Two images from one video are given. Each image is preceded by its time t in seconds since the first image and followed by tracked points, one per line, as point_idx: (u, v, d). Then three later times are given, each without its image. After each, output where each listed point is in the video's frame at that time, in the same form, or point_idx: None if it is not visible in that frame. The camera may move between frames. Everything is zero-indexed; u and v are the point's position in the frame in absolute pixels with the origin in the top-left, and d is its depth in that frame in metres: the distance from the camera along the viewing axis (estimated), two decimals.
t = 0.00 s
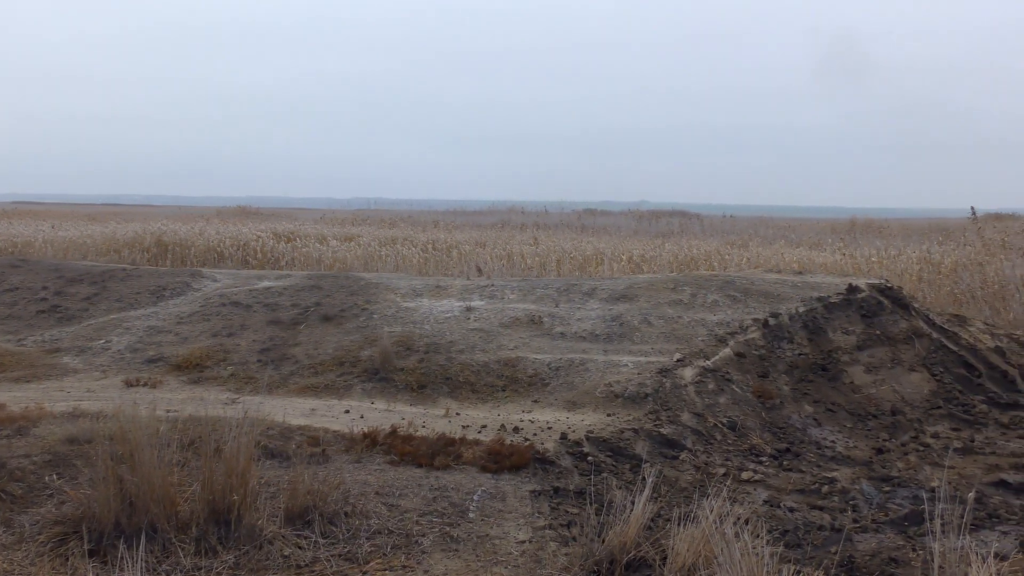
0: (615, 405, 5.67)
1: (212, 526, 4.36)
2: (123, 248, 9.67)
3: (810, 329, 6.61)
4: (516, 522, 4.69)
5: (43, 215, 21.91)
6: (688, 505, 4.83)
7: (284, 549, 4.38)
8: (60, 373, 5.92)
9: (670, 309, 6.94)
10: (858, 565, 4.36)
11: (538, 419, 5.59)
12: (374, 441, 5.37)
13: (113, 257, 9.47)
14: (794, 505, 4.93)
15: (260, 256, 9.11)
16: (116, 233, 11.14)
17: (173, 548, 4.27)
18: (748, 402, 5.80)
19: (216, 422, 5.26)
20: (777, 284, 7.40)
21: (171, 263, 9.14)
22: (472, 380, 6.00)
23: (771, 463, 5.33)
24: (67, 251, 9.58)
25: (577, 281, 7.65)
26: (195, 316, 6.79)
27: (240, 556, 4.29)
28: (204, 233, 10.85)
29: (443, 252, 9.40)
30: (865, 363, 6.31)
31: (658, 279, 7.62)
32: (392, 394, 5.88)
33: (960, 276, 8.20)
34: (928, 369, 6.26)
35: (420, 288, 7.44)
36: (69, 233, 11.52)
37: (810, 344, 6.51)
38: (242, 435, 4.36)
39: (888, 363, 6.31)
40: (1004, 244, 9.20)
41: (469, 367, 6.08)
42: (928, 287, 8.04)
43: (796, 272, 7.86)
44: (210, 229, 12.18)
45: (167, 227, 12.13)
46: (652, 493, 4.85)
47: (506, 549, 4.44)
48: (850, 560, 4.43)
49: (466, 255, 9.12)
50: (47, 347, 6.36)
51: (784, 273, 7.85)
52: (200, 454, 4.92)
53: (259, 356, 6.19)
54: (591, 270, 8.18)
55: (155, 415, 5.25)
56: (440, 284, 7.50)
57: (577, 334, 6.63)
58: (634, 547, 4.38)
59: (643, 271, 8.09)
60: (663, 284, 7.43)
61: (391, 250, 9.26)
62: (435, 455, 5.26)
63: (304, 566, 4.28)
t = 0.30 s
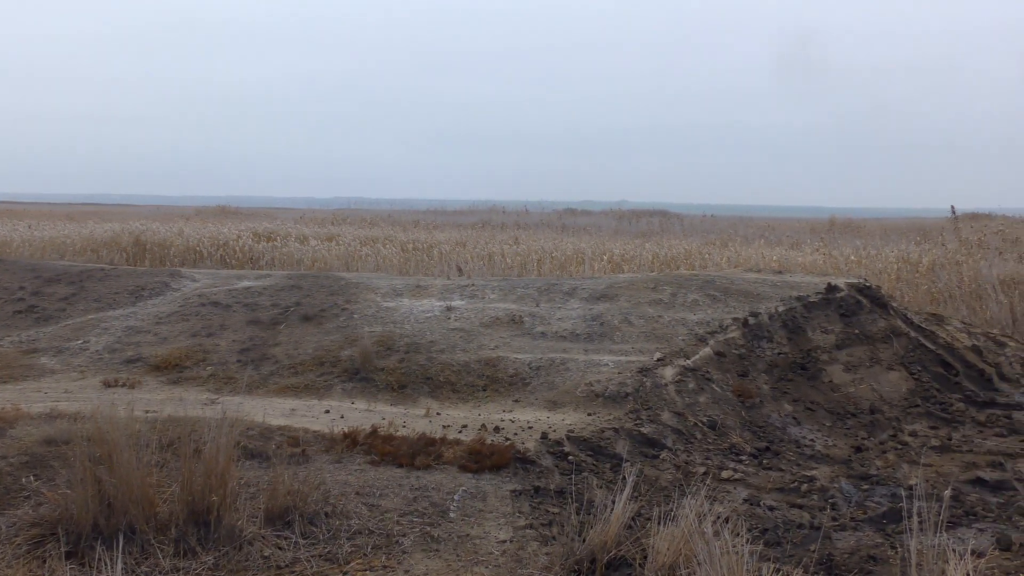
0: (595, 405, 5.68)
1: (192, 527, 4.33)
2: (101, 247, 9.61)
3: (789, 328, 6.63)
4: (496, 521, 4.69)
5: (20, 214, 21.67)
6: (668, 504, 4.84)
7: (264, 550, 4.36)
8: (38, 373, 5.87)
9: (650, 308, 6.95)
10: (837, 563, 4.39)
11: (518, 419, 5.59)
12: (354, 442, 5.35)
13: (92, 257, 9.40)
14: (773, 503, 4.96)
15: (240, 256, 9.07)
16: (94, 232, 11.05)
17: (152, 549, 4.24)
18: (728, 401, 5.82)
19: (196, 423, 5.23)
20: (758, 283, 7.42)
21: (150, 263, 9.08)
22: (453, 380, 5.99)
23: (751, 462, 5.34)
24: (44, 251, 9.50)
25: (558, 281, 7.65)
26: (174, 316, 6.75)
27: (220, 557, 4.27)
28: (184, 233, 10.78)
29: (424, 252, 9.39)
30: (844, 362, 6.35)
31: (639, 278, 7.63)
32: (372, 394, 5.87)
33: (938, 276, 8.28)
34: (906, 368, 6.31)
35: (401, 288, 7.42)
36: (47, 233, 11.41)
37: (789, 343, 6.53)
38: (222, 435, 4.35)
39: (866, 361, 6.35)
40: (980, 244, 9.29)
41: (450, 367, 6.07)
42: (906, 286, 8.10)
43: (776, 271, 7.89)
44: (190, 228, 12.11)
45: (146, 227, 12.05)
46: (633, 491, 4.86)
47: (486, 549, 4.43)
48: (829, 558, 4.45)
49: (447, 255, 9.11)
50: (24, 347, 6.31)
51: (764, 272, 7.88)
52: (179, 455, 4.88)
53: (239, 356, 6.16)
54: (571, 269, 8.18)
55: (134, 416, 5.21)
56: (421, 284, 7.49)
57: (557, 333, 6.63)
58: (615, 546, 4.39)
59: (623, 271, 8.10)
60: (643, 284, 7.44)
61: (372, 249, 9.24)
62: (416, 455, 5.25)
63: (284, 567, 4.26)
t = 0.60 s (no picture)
0: (573, 404, 5.68)
1: (168, 529, 4.30)
2: (76, 247, 9.53)
3: (766, 327, 6.66)
4: (474, 521, 4.68)
5: None
6: (646, 503, 4.85)
7: (241, 551, 4.33)
8: (11, 374, 5.81)
9: (628, 308, 6.96)
10: (813, 561, 4.41)
11: (496, 419, 5.59)
12: (332, 442, 5.34)
13: (66, 257, 9.30)
14: (750, 502, 4.97)
15: (217, 255, 9.01)
16: (69, 232, 10.95)
17: (128, 551, 4.21)
18: (705, 400, 5.84)
19: (172, 424, 5.20)
20: (735, 283, 7.44)
21: (126, 263, 9.02)
22: (431, 380, 5.98)
23: (728, 461, 5.36)
24: (18, 251, 9.41)
25: (536, 280, 7.64)
26: (150, 317, 6.72)
27: (197, 559, 4.24)
28: (160, 233, 10.70)
29: (402, 251, 9.37)
30: (821, 361, 6.38)
31: (616, 278, 7.64)
32: (350, 394, 5.85)
33: (913, 275, 8.35)
34: (881, 366, 6.36)
35: (379, 288, 7.40)
36: (21, 232, 11.29)
37: (766, 343, 6.55)
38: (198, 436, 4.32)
39: (843, 360, 6.39)
40: (953, 244, 9.40)
41: (428, 366, 6.06)
42: (881, 285, 8.17)
43: (753, 271, 7.91)
44: (167, 228, 12.02)
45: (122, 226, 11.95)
46: (610, 491, 4.86)
47: (465, 548, 4.42)
48: (806, 556, 4.47)
49: (425, 254, 9.10)
50: None
51: (741, 271, 7.90)
52: (155, 456, 4.85)
53: (216, 356, 6.13)
54: (549, 269, 8.18)
55: (109, 417, 5.17)
56: (399, 284, 7.47)
57: (535, 333, 6.62)
58: (592, 546, 4.40)
59: (601, 270, 8.11)
60: (621, 283, 7.45)
61: (349, 249, 9.21)
62: (394, 455, 5.24)
63: (261, 568, 4.23)
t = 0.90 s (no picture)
0: (549, 403, 5.68)
1: (142, 530, 4.27)
2: (47, 247, 9.44)
3: (741, 326, 6.68)
4: (451, 521, 4.67)
5: None
6: (622, 502, 4.86)
7: (216, 552, 4.30)
8: None
9: (604, 307, 6.97)
10: (788, 558, 4.43)
11: (472, 419, 5.58)
12: (308, 442, 5.32)
13: (38, 257, 9.20)
14: (725, 500, 4.99)
15: (191, 255, 8.95)
16: (42, 232, 10.83)
17: (101, 553, 4.16)
18: (680, 398, 5.86)
19: (146, 425, 5.15)
20: (710, 282, 7.47)
21: (98, 263, 8.94)
22: (407, 380, 5.96)
23: (703, 460, 5.37)
24: None
25: (512, 280, 7.64)
26: (123, 317, 6.67)
27: (171, 560, 4.21)
28: (134, 232, 10.60)
29: (378, 250, 9.34)
30: (795, 360, 6.42)
31: (592, 277, 7.65)
32: (326, 394, 5.83)
33: (886, 274, 8.43)
34: (855, 365, 6.42)
35: (354, 287, 7.38)
36: None
37: (741, 342, 6.58)
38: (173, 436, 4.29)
39: (817, 359, 6.43)
40: (924, 243, 9.50)
41: (404, 366, 6.04)
42: (855, 284, 8.23)
43: (728, 270, 7.94)
44: (142, 228, 11.91)
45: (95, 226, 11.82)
46: (586, 490, 4.87)
47: (441, 548, 4.42)
48: (781, 553, 4.50)
49: (401, 253, 9.08)
50: None
51: (716, 271, 7.93)
52: (129, 458, 4.80)
53: (190, 356, 6.10)
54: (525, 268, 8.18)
55: (82, 418, 5.13)
56: (375, 283, 7.45)
57: (512, 332, 6.62)
58: (568, 545, 4.41)
59: (577, 269, 8.12)
60: (597, 283, 7.46)
61: (325, 248, 9.18)
62: (370, 455, 5.22)
63: (237, 569, 4.20)
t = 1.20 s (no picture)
0: (525, 403, 5.68)
1: (115, 532, 4.23)
2: (18, 247, 9.33)
3: (716, 325, 6.71)
4: (427, 521, 4.66)
5: None
6: (598, 501, 4.87)
7: (190, 554, 4.26)
8: None
9: (580, 307, 6.97)
10: (762, 556, 4.46)
11: (448, 418, 5.57)
12: (283, 442, 5.29)
13: (8, 257, 9.10)
14: (701, 499, 5.01)
15: (165, 255, 8.88)
16: (13, 232, 10.70)
17: (73, 555, 4.12)
18: (656, 397, 5.88)
19: (119, 426, 5.11)
20: (685, 281, 7.49)
21: (71, 263, 8.85)
22: (382, 380, 5.95)
23: (679, 459, 5.39)
24: None
25: (488, 279, 7.64)
26: (96, 317, 6.63)
27: (145, 562, 4.17)
28: (107, 232, 10.50)
29: (353, 250, 9.31)
30: (770, 359, 6.46)
31: (568, 277, 7.65)
32: (300, 394, 5.80)
33: (859, 274, 8.51)
34: (828, 363, 6.48)
35: (330, 287, 7.36)
36: None
37: (716, 341, 6.61)
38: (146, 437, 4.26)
39: (791, 358, 6.48)
40: (896, 242, 9.61)
41: (379, 366, 6.03)
42: (829, 283, 8.29)
43: (703, 269, 7.96)
44: (116, 228, 11.79)
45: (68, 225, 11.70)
46: (562, 489, 4.88)
47: (417, 548, 4.41)
48: (755, 551, 4.52)
49: (376, 252, 9.05)
50: None
51: (691, 271, 7.95)
52: (102, 459, 4.75)
53: (164, 357, 6.07)
54: (501, 268, 8.18)
55: (54, 419, 5.08)
56: (350, 283, 7.43)
57: (487, 332, 6.60)
58: (544, 544, 4.42)
59: (553, 269, 8.12)
60: (572, 282, 7.46)
61: (300, 248, 9.15)
62: (346, 455, 5.20)
63: (211, 570, 4.17)
